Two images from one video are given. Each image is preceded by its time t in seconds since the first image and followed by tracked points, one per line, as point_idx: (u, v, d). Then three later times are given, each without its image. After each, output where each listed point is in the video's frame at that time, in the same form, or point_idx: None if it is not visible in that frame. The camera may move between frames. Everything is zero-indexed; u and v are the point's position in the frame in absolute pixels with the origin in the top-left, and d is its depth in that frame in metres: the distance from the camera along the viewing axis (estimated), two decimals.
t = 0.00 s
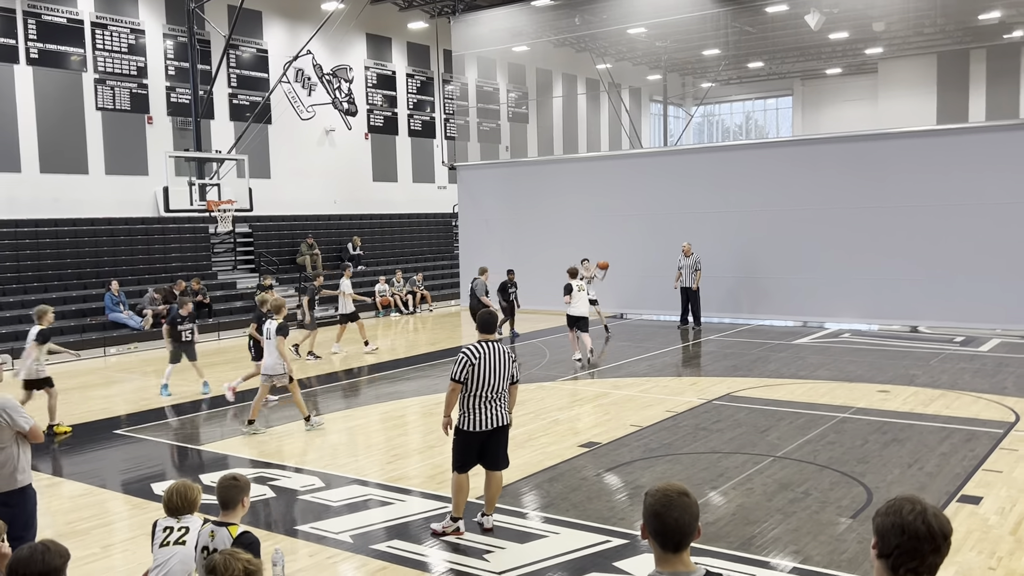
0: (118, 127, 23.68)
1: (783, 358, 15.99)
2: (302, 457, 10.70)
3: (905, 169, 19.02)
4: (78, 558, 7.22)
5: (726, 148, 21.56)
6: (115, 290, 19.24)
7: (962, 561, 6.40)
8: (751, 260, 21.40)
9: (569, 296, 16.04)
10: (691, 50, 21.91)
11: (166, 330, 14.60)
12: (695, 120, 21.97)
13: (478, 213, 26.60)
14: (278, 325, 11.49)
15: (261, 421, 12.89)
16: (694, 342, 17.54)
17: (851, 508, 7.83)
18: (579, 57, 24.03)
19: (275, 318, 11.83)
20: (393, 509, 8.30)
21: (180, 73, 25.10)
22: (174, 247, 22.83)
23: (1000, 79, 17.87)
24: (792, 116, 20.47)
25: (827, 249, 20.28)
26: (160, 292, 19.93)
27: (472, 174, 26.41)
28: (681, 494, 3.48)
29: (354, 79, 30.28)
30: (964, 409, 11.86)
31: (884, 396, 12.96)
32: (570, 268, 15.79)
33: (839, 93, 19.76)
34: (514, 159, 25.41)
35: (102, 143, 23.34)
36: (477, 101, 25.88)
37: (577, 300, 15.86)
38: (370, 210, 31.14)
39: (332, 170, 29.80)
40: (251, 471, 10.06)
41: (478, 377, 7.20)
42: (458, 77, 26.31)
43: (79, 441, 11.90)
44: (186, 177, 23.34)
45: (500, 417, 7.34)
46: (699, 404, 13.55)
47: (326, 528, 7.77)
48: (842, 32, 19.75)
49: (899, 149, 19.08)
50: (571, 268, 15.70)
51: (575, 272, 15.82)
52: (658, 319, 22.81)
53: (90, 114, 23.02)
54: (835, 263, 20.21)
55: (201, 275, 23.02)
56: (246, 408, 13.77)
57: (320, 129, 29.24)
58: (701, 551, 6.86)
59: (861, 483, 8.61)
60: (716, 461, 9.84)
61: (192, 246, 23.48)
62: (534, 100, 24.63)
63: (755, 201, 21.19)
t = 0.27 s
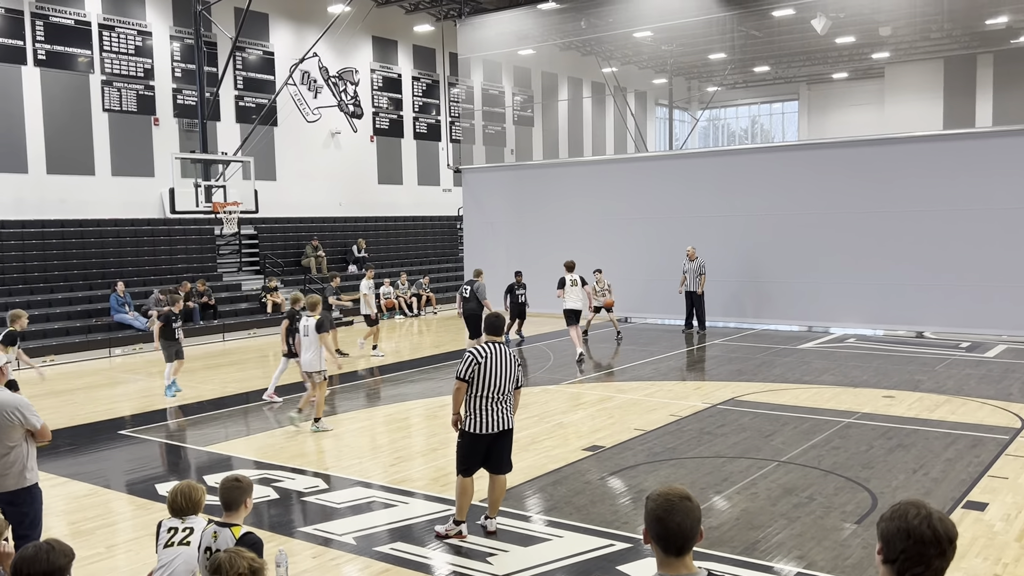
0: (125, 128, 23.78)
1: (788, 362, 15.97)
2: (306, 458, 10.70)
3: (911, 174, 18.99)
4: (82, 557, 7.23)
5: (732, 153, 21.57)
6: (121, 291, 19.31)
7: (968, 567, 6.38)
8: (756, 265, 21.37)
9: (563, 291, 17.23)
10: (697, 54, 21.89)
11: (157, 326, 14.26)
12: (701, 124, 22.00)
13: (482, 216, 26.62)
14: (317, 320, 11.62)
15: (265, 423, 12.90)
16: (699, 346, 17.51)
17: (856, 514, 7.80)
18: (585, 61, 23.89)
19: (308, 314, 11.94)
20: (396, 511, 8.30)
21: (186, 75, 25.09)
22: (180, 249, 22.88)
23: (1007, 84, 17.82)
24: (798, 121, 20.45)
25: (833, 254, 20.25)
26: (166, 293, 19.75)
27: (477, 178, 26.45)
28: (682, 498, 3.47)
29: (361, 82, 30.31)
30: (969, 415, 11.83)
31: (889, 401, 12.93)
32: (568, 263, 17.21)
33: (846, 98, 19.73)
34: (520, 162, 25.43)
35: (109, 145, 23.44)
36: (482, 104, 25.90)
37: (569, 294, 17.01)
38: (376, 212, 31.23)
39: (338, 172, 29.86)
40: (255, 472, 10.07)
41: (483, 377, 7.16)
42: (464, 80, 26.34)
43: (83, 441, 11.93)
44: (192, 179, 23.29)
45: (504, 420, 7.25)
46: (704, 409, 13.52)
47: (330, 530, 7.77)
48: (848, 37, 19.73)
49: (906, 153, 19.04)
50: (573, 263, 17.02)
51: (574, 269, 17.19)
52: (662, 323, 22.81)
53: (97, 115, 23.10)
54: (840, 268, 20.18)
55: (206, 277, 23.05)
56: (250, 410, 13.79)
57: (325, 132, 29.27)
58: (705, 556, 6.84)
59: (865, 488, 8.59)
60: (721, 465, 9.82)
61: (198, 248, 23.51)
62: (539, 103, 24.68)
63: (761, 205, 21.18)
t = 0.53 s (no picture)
0: (138, 130, 23.93)
1: (798, 367, 15.91)
2: (315, 460, 10.73)
3: (923, 179, 18.89)
4: (92, 558, 7.26)
5: (742, 157, 21.50)
6: (133, 291, 19.44)
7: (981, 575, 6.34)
8: (767, 269, 21.30)
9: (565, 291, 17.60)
10: (708, 58, 21.89)
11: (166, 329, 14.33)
12: (712, 128, 21.91)
13: (492, 219, 26.63)
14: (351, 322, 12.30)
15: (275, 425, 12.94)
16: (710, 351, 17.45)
17: (866, 520, 7.77)
18: (596, 64, 24.01)
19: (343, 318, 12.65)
20: (405, 514, 8.31)
21: (199, 78, 25.07)
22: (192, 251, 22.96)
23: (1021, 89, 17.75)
24: (809, 125, 20.39)
25: (843, 258, 20.18)
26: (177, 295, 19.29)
27: (487, 180, 26.45)
28: (690, 503, 3.46)
29: (372, 85, 30.41)
30: (981, 421, 11.76)
31: (900, 407, 12.87)
32: (570, 264, 17.50)
33: (858, 103, 19.68)
34: (531, 166, 25.43)
35: (121, 147, 23.56)
36: (493, 107, 25.92)
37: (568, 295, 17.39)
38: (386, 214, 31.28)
39: (349, 176, 29.93)
40: (265, 474, 10.09)
41: (493, 381, 7.17)
42: (475, 83, 26.35)
43: (95, 442, 11.98)
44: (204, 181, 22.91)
45: (513, 423, 7.24)
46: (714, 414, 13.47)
47: (338, 532, 7.78)
48: (861, 41, 19.66)
49: (918, 158, 18.94)
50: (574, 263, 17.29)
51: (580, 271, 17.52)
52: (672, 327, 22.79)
53: (109, 117, 23.22)
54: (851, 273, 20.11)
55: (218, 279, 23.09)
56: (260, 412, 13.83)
57: (336, 135, 29.36)
58: (714, 561, 6.82)
59: (876, 494, 8.55)
60: (730, 470, 9.79)
61: (209, 250, 23.62)
62: (550, 107, 24.66)
63: (771, 210, 21.12)
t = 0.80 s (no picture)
0: (150, 132, 24.00)
1: (810, 373, 15.78)
2: (323, 463, 10.71)
3: (938, 183, 18.74)
4: (102, 559, 7.25)
5: (754, 159, 21.34)
6: (144, 293, 19.57)
7: None
8: (776, 274, 21.21)
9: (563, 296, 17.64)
10: (721, 61, 21.85)
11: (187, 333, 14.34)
12: (724, 130, 21.77)
13: (503, 221, 26.61)
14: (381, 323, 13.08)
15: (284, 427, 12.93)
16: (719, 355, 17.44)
17: (877, 527, 7.69)
18: (607, 67, 23.97)
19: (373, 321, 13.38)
20: (414, 517, 8.27)
21: (212, 79, 24.90)
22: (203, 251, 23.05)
23: None
24: (822, 128, 20.29)
25: (856, 263, 20.06)
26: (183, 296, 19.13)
27: (498, 182, 26.44)
28: (698, 510, 3.42)
29: (383, 87, 30.38)
30: (994, 429, 11.63)
31: (912, 413, 12.74)
32: (567, 268, 17.52)
33: (871, 107, 19.55)
34: (540, 169, 25.42)
35: (133, 148, 23.60)
36: (503, 110, 26.04)
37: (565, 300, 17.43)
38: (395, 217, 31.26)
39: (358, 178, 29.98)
40: (274, 477, 10.09)
41: (504, 387, 7.11)
42: (486, 86, 26.44)
43: (105, 443, 12.00)
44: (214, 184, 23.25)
45: (522, 429, 7.19)
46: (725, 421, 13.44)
47: (347, 535, 7.76)
48: (875, 44, 19.60)
49: (932, 163, 18.79)
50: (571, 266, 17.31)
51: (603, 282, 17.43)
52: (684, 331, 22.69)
53: (121, 118, 23.26)
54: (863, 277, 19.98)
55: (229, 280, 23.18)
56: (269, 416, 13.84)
57: (347, 137, 29.43)
58: (722, 568, 6.75)
59: (887, 502, 8.47)
60: (741, 476, 9.72)
61: (220, 254, 23.88)
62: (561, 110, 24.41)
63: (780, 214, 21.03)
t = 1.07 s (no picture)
0: (88, 96, 21.61)
1: (878, 392, 13.28)
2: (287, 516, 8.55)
3: None
4: None
5: (816, 135, 18.73)
6: (77, 292, 16.85)
7: None
8: (843, 276, 18.58)
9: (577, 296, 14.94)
10: (779, 14, 19.36)
11: (129, 343, 11.66)
12: (782, 99, 19.15)
13: (518, 209, 23.69)
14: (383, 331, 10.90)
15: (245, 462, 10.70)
16: (778, 371, 14.58)
17: None
18: (642, 20, 21.34)
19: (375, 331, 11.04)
20: None
21: (161, 33, 22.88)
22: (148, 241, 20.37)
23: None
24: (904, 96, 17.64)
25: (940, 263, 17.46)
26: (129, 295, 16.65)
27: (512, 162, 23.58)
28: (749, 562, 2.76)
29: (368, 43, 27.87)
30: None
31: (1013, 447, 10.32)
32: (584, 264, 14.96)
33: (961, 68, 17.09)
34: (558, 145, 22.65)
35: (66, 121, 21.18)
36: (515, 72, 23.34)
37: (580, 302, 14.82)
38: (382, 200, 28.45)
39: (337, 148, 27.20)
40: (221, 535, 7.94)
41: (514, 412, 5.99)
42: (493, 43, 23.65)
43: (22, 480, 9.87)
44: (165, 159, 20.59)
45: (542, 462, 6.10)
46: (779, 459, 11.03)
47: None
48: None
49: None
50: (586, 261, 14.81)
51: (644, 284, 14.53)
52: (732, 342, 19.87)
53: (52, 80, 20.93)
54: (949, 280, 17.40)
55: (180, 278, 20.46)
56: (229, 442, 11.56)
57: (325, 103, 26.81)
58: None
59: None
60: (792, 535, 7.61)
61: (170, 243, 20.89)
62: (585, 71, 22.30)
63: (846, 204, 18.45)
